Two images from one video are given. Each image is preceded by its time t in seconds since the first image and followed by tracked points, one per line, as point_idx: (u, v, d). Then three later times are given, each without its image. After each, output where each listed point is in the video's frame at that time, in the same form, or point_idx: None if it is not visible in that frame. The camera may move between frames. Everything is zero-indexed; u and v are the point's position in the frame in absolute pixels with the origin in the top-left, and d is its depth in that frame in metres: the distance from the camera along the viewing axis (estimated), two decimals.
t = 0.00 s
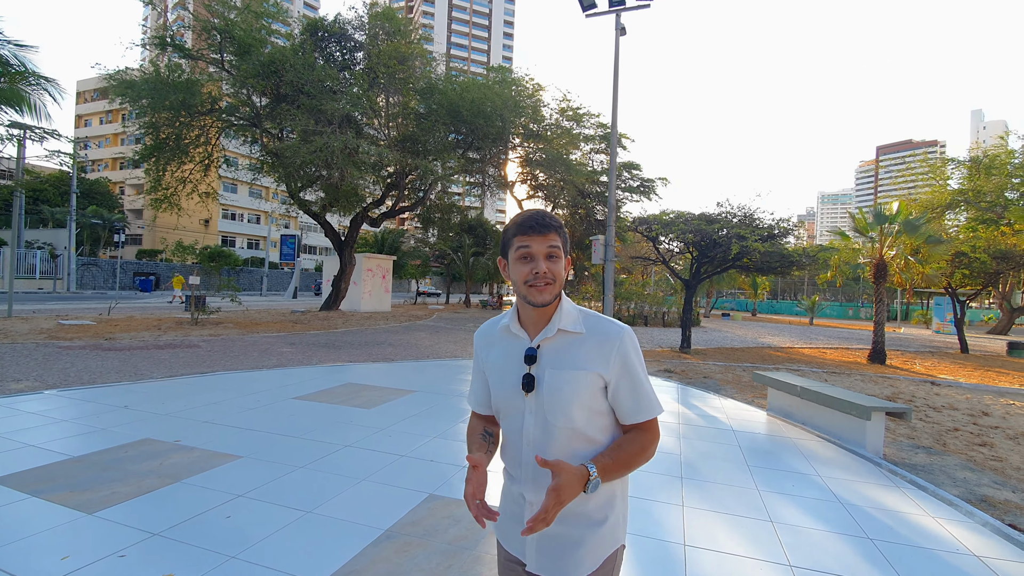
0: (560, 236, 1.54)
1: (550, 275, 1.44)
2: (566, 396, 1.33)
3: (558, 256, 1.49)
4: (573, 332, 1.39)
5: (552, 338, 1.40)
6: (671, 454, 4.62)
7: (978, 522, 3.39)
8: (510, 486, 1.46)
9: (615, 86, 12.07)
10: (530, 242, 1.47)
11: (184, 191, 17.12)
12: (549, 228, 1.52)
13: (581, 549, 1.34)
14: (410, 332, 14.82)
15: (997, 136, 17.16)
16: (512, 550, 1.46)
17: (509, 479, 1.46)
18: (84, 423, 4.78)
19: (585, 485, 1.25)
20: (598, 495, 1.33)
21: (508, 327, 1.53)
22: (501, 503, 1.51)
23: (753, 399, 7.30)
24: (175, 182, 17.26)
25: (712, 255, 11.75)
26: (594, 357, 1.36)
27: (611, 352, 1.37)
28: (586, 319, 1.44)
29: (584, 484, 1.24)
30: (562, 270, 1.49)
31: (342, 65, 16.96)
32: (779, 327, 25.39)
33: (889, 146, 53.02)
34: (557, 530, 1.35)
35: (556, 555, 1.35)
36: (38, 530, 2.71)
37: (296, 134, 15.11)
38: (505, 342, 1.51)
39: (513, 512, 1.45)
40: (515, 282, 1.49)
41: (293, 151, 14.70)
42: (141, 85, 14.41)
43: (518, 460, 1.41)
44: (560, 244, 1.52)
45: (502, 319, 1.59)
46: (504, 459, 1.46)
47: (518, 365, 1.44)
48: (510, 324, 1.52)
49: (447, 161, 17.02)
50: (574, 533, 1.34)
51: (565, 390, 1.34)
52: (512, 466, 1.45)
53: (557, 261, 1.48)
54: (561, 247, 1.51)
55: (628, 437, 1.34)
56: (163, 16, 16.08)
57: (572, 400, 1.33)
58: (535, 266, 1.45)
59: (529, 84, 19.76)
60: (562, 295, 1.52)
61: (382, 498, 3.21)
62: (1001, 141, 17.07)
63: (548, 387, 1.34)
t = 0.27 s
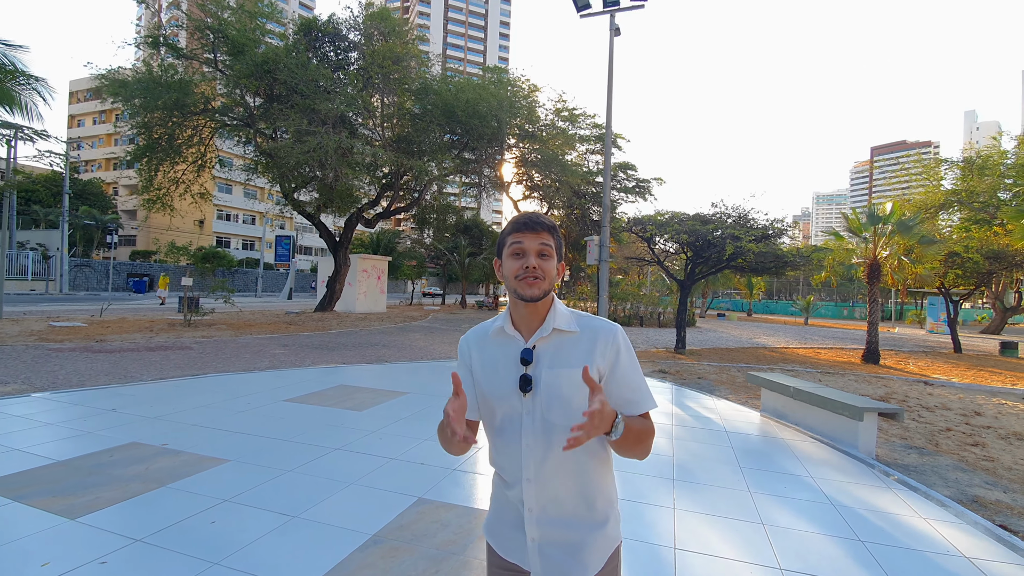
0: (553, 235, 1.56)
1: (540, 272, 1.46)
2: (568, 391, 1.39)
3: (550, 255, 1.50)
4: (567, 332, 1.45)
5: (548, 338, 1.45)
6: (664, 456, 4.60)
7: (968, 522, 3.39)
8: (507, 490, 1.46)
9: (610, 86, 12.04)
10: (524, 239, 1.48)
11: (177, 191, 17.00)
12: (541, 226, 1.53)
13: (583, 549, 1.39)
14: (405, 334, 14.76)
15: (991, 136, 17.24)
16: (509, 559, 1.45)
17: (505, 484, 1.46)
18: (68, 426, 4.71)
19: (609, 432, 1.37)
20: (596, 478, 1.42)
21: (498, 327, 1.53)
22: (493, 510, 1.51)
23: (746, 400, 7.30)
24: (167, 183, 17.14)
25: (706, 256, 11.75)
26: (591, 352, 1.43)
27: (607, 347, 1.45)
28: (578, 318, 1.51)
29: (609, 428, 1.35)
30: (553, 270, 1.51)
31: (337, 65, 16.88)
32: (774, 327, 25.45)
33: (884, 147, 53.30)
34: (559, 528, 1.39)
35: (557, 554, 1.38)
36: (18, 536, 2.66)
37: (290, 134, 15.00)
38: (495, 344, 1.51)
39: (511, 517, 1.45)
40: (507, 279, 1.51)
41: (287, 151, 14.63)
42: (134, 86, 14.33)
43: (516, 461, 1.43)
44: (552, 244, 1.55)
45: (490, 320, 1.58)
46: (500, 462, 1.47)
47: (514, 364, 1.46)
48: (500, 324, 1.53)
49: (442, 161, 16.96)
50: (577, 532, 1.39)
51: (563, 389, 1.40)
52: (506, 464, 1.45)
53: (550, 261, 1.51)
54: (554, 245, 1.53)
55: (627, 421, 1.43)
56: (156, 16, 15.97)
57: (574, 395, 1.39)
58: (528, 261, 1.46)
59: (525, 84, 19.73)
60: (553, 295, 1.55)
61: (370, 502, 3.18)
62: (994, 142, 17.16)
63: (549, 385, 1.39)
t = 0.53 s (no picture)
0: (556, 242, 1.54)
1: (541, 280, 1.45)
2: (575, 394, 1.39)
3: (553, 262, 1.49)
4: (571, 335, 1.45)
5: (553, 342, 1.45)
6: (658, 457, 4.56)
7: (962, 522, 3.37)
8: (509, 498, 1.43)
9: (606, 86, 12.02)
10: (527, 247, 1.47)
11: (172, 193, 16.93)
12: (546, 232, 1.52)
13: (589, 554, 1.38)
14: (401, 335, 14.71)
15: (987, 136, 17.26)
16: (511, 566, 1.41)
17: (506, 491, 1.43)
18: (57, 430, 4.66)
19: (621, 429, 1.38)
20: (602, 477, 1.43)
21: (498, 331, 1.50)
22: (493, 518, 1.47)
23: (742, 400, 7.27)
24: (163, 185, 17.07)
25: (703, 256, 11.73)
26: (597, 356, 1.44)
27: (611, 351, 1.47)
28: (580, 323, 1.51)
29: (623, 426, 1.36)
30: (554, 277, 1.50)
31: (333, 66, 16.84)
32: (772, 327, 25.45)
33: (881, 147, 53.39)
34: (566, 534, 1.38)
35: (564, 558, 1.37)
36: None
37: (286, 135, 14.95)
38: (495, 347, 1.48)
39: (513, 525, 1.42)
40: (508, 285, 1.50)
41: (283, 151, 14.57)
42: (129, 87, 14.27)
43: (520, 466, 1.40)
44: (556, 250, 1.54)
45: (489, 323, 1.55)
46: (501, 469, 1.44)
47: (517, 367, 1.44)
48: (501, 329, 1.50)
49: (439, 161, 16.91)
50: (583, 537, 1.38)
51: (570, 392, 1.39)
52: (510, 466, 1.42)
53: (553, 266, 1.50)
54: (557, 253, 1.51)
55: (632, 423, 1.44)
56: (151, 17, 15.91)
57: (581, 397, 1.39)
58: (528, 272, 1.45)
59: (522, 85, 19.70)
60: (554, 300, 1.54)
61: (360, 505, 3.15)
62: (991, 142, 17.17)
63: (554, 389, 1.39)
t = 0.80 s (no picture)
0: (578, 241, 1.51)
1: (562, 278, 1.42)
2: (594, 405, 1.37)
3: (575, 260, 1.46)
4: (590, 342, 1.43)
5: (572, 348, 1.42)
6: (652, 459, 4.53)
7: (957, 525, 3.35)
8: (524, 508, 1.40)
9: (603, 86, 12.01)
10: (548, 242, 1.45)
11: (169, 194, 16.91)
12: (568, 230, 1.50)
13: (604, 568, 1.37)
14: (398, 336, 14.67)
15: (985, 137, 17.26)
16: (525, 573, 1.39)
17: (524, 501, 1.40)
18: (46, 432, 4.64)
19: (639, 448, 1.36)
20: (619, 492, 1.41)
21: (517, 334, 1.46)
22: (506, 528, 1.44)
23: (738, 401, 7.25)
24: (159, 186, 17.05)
25: (700, 257, 11.71)
26: (617, 365, 1.42)
27: (631, 361, 1.45)
28: (599, 328, 1.49)
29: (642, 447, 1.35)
30: (575, 278, 1.47)
31: (330, 67, 16.83)
32: (770, 327, 25.46)
33: (879, 148, 53.42)
34: (584, 546, 1.36)
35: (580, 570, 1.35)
36: None
37: (282, 136, 14.93)
38: (512, 352, 1.44)
39: (529, 535, 1.39)
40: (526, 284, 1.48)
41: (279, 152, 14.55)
42: (125, 88, 14.23)
43: (538, 477, 1.38)
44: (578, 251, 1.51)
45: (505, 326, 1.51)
46: (519, 479, 1.40)
47: (536, 374, 1.41)
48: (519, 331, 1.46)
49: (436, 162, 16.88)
50: (599, 550, 1.37)
51: (590, 401, 1.37)
52: (527, 477, 1.39)
53: (574, 268, 1.47)
54: (579, 251, 1.49)
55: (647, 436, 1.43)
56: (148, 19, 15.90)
57: (601, 408, 1.37)
58: (549, 264, 1.43)
59: (520, 86, 19.69)
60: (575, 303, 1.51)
61: (349, 508, 3.12)
62: (988, 142, 17.17)
63: (574, 399, 1.37)
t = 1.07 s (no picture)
0: (612, 245, 1.49)
1: (595, 281, 1.41)
2: (622, 412, 1.37)
3: (607, 264, 1.44)
4: (619, 349, 1.42)
5: (602, 354, 1.41)
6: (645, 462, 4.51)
7: (950, 528, 3.33)
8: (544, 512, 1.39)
9: (600, 88, 12.01)
10: (580, 246, 1.44)
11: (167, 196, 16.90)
12: (601, 233, 1.48)
13: (620, 573, 1.38)
14: (396, 338, 14.65)
15: (984, 139, 17.24)
16: None
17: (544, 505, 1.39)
18: (39, 434, 4.63)
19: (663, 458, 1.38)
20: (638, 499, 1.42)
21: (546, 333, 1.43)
22: (525, 531, 1.42)
23: (735, 403, 7.23)
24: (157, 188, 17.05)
25: (698, 258, 11.71)
26: (645, 374, 1.42)
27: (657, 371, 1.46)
28: (626, 334, 1.49)
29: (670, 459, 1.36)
30: (608, 282, 1.45)
31: (328, 70, 16.83)
32: (769, 329, 25.43)
33: (879, 150, 53.46)
34: (603, 552, 1.36)
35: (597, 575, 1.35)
36: None
37: (279, 138, 14.92)
38: (542, 352, 1.40)
39: (548, 540, 1.38)
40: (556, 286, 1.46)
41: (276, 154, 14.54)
42: (123, 90, 14.24)
43: (563, 482, 1.36)
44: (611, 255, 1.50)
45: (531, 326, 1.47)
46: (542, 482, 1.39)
47: (566, 378, 1.39)
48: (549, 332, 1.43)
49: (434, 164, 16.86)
50: (617, 555, 1.38)
51: (620, 408, 1.37)
52: (552, 481, 1.37)
53: (607, 272, 1.45)
54: (612, 254, 1.46)
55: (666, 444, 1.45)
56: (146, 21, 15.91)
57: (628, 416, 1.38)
58: (580, 269, 1.42)
59: (519, 88, 19.67)
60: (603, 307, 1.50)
61: (338, 512, 3.10)
62: (987, 144, 17.16)
63: (605, 404, 1.36)
